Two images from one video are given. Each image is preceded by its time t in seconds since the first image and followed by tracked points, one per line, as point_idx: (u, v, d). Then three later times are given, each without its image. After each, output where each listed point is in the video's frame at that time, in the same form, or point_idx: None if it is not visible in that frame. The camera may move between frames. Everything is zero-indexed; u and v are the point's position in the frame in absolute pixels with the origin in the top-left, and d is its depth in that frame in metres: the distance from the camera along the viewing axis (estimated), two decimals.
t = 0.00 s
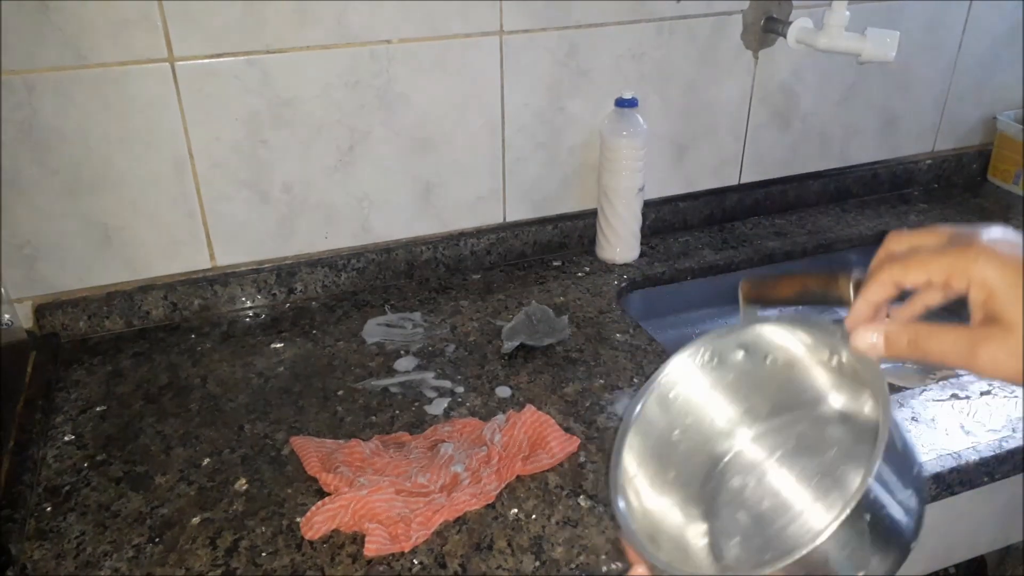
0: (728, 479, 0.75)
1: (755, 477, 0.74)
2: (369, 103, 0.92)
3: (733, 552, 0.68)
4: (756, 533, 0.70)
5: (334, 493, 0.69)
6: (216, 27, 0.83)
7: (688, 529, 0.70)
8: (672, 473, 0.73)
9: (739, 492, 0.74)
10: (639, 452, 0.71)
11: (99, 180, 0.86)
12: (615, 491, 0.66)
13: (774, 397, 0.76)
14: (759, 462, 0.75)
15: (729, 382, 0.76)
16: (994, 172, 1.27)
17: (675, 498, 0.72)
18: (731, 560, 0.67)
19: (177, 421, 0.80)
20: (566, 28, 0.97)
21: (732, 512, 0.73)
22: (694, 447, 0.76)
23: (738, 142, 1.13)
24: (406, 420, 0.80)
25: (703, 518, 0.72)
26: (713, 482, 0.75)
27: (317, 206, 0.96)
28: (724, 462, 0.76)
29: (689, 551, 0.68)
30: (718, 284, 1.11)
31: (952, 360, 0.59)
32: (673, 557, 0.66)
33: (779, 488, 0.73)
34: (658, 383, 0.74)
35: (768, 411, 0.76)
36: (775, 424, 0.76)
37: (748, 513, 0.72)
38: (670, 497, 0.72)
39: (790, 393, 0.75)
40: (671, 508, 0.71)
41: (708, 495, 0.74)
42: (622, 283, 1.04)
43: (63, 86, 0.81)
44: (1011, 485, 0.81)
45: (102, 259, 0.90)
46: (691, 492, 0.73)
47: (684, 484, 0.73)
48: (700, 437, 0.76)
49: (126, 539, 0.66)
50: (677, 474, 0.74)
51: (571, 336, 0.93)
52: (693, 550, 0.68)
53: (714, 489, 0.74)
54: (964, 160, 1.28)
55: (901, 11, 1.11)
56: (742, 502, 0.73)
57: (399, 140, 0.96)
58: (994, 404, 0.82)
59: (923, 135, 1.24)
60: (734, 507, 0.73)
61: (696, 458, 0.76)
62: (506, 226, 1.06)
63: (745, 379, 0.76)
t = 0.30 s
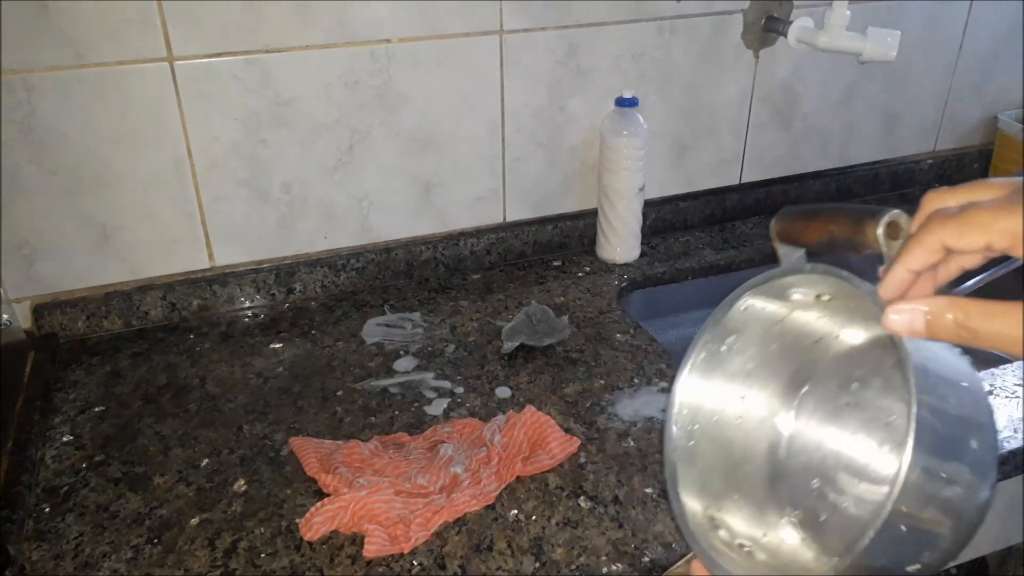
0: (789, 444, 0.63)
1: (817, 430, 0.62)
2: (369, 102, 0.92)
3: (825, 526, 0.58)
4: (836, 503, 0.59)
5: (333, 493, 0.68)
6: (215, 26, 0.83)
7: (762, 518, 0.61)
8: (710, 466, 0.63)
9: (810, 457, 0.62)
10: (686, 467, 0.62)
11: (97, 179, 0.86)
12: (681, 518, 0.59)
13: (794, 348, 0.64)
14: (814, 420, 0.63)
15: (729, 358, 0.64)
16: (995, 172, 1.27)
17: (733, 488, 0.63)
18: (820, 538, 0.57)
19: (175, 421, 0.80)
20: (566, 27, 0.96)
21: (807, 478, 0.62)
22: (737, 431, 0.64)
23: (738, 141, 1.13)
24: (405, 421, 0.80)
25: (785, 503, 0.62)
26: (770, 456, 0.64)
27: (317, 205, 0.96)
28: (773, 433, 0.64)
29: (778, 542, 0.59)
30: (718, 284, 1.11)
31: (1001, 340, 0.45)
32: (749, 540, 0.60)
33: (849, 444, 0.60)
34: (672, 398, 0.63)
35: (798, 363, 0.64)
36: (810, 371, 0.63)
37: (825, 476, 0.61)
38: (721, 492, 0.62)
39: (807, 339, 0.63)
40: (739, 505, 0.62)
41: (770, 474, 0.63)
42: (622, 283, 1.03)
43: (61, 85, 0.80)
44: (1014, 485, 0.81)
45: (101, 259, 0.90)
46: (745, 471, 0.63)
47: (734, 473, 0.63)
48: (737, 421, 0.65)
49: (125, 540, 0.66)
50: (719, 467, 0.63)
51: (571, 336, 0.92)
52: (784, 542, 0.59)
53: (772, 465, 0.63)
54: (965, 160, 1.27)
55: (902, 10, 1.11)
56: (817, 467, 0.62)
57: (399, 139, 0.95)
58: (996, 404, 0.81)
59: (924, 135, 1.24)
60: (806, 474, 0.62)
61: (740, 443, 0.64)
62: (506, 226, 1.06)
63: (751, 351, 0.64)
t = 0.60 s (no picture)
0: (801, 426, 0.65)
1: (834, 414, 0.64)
2: (368, 102, 0.92)
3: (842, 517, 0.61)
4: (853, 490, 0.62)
5: (333, 493, 0.68)
6: (214, 26, 0.83)
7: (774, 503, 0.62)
8: (725, 454, 0.64)
9: (824, 443, 0.64)
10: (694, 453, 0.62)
11: (97, 179, 0.86)
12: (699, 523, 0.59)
13: (807, 329, 0.64)
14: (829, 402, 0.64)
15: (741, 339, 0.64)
16: (995, 172, 1.27)
17: (744, 471, 0.64)
18: (842, 531, 0.60)
19: (175, 421, 0.80)
20: (566, 27, 0.96)
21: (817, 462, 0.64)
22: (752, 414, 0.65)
23: (738, 141, 1.13)
24: (405, 421, 0.80)
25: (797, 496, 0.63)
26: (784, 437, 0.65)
27: (317, 205, 0.96)
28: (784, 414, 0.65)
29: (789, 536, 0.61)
30: (717, 284, 1.10)
31: None
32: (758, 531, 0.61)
33: (862, 431, 0.63)
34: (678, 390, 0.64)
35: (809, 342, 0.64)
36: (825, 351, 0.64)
37: (840, 463, 0.63)
38: (738, 480, 0.63)
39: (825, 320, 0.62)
40: (746, 491, 0.63)
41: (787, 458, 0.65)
42: (622, 283, 1.03)
43: (61, 85, 0.80)
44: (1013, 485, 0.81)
45: (101, 258, 0.90)
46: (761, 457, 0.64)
47: (752, 458, 0.64)
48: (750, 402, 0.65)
49: (124, 540, 0.66)
50: (736, 453, 0.64)
51: (571, 336, 0.92)
52: (800, 534, 0.61)
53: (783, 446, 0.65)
54: (965, 160, 1.27)
55: (902, 10, 1.11)
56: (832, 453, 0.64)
57: (399, 139, 0.95)
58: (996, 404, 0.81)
59: (924, 135, 1.24)
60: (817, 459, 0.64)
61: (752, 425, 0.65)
62: (507, 225, 1.06)
63: (765, 334, 0.64)
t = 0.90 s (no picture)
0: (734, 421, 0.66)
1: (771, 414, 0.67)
2: (368, 102, 0.92)
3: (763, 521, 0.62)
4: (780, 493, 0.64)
5: (333, 494, 0.68)
6: (215, 26, 0.83)
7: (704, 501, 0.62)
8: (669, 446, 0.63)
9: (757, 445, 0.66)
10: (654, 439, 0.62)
11: (97, 180, 0.86)
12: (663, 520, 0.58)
13: (778, 331, 0.66)
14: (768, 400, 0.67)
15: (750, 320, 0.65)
16: (995, 171, 1.27)
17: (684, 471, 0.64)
18: (765, 538, 0.61)
19: (175, 421, 0.80)
20: (566, 27, 0.96)
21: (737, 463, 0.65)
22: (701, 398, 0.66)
23: (738, 141, 1.13)
24: (405, 421, 0.80)
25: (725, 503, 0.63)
26: (716, 437, 0.66)
27: (317, 205, 0.96)
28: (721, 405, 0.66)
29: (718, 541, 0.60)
30: (717, 284, 1.10)
31: None
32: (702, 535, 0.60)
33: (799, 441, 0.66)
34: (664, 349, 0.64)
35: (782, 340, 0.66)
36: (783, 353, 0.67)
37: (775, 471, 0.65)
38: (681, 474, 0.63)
39: (816, 325, 0.65)
40: (685, 491, 0.63)
41: (710, 464, 0.65)
42: (622, 283, 1.03)
43: (61, 85, 0.80)
44: (1013, 485, 0.81)
45: (101, 258, 0.90)
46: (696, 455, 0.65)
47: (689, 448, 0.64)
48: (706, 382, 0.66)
49: (125, 540, 0.66)
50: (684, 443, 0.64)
51: (571, 336, 0.92)
52: (721, 538, 0.61)
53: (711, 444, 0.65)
54: (965, 160, 1.27)
55: (902, 10, 1.11)
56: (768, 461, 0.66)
57: (399, 139, 0.95)
58: (996, 404, 0.81)
59: (924, 135, 1.24)
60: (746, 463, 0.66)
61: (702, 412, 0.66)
62: (506, 225, 1.06)
63: (756, 324, 0.65)
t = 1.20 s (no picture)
0: (734, 437, 0.68)
1: (769, 431, 0.69)
2: (368, 102, 0.92)
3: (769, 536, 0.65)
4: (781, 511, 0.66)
5: (333, 493, 0.68)
6: (215, 26, 0.83)
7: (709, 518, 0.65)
8: (669, 466, 0.65)
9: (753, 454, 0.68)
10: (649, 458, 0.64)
11: (97, 179, 0.86)
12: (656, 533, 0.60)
13: (776, 341, 0.67)
14: (767, 417, 0.69)
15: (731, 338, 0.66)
16: (995, 172, 1.27)
17: (682, 476, 0.65)
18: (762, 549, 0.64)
19: (175, 421, 0.80)
20: (566, 27, 0.96)
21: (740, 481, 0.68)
22: (698, 418, 0.67)
23: (738, 141, 1.13)
24: (405, 421, 0.80)
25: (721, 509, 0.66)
26: (715, 449, 0.68)
27: (317, 205, 0.96)
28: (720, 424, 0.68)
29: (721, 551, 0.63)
30: (716, 283, 1.10)
31: None
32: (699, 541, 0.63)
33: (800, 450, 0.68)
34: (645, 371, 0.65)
35: (772, 357, 0.67)
36: (776, 369, 0.68)
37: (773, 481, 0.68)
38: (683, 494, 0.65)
39: (803, 343, 0.66)
40: (681, 497, 0.64)
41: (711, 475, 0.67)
42: (622, 283, 1.03)
43: (61, 85, 0.80)
44: (1013, 485, 0.81)
45: (101, 258, 0.90)
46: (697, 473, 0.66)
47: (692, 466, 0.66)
48: (699, 402, 0.67)
49: (125, 540, 0.66)
50: (685, 464, 0.65)
51: (571, 336, 0.92)
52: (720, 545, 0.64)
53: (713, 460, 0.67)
54: (965, 160, 1.27)
55: (902, 10, 1.11)
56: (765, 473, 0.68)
57: (399, 140, 0.95)
58: (995, 404, 0.81)
59: (924, 135, 1.24)
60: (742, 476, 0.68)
61: (699, 429, 0.67)
62: (506, 226, 1.06)
63: (755, 332, 0.66)
